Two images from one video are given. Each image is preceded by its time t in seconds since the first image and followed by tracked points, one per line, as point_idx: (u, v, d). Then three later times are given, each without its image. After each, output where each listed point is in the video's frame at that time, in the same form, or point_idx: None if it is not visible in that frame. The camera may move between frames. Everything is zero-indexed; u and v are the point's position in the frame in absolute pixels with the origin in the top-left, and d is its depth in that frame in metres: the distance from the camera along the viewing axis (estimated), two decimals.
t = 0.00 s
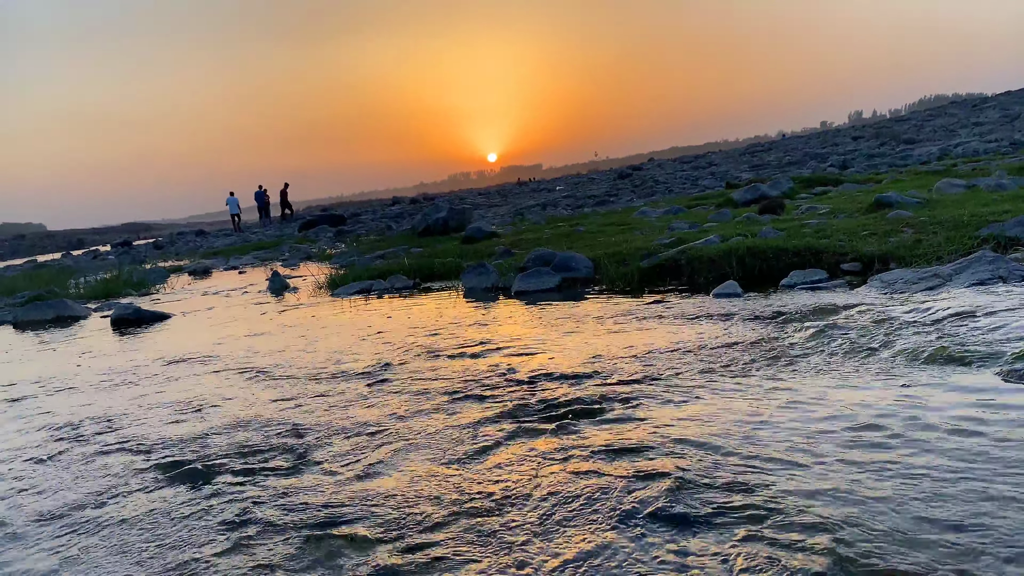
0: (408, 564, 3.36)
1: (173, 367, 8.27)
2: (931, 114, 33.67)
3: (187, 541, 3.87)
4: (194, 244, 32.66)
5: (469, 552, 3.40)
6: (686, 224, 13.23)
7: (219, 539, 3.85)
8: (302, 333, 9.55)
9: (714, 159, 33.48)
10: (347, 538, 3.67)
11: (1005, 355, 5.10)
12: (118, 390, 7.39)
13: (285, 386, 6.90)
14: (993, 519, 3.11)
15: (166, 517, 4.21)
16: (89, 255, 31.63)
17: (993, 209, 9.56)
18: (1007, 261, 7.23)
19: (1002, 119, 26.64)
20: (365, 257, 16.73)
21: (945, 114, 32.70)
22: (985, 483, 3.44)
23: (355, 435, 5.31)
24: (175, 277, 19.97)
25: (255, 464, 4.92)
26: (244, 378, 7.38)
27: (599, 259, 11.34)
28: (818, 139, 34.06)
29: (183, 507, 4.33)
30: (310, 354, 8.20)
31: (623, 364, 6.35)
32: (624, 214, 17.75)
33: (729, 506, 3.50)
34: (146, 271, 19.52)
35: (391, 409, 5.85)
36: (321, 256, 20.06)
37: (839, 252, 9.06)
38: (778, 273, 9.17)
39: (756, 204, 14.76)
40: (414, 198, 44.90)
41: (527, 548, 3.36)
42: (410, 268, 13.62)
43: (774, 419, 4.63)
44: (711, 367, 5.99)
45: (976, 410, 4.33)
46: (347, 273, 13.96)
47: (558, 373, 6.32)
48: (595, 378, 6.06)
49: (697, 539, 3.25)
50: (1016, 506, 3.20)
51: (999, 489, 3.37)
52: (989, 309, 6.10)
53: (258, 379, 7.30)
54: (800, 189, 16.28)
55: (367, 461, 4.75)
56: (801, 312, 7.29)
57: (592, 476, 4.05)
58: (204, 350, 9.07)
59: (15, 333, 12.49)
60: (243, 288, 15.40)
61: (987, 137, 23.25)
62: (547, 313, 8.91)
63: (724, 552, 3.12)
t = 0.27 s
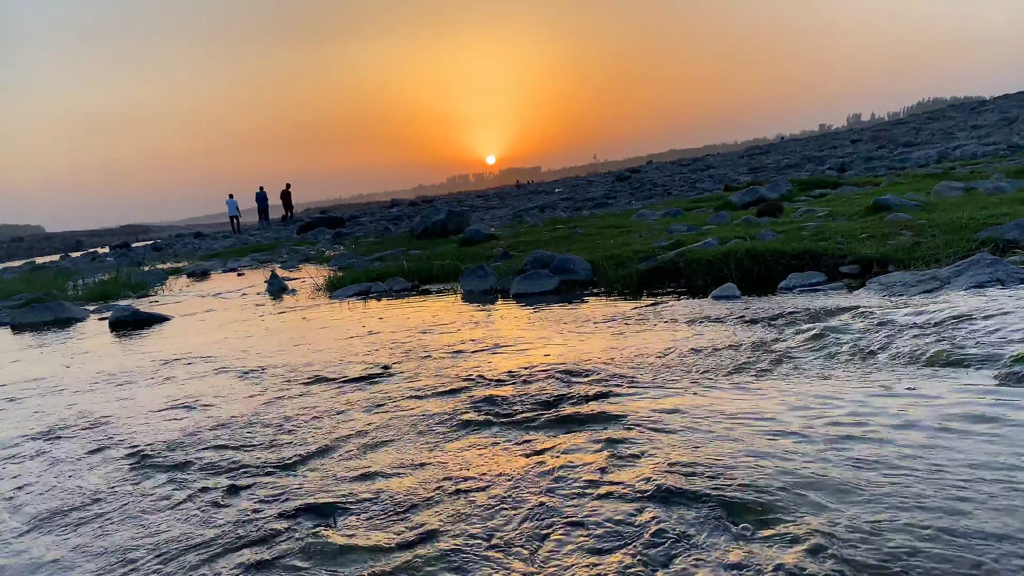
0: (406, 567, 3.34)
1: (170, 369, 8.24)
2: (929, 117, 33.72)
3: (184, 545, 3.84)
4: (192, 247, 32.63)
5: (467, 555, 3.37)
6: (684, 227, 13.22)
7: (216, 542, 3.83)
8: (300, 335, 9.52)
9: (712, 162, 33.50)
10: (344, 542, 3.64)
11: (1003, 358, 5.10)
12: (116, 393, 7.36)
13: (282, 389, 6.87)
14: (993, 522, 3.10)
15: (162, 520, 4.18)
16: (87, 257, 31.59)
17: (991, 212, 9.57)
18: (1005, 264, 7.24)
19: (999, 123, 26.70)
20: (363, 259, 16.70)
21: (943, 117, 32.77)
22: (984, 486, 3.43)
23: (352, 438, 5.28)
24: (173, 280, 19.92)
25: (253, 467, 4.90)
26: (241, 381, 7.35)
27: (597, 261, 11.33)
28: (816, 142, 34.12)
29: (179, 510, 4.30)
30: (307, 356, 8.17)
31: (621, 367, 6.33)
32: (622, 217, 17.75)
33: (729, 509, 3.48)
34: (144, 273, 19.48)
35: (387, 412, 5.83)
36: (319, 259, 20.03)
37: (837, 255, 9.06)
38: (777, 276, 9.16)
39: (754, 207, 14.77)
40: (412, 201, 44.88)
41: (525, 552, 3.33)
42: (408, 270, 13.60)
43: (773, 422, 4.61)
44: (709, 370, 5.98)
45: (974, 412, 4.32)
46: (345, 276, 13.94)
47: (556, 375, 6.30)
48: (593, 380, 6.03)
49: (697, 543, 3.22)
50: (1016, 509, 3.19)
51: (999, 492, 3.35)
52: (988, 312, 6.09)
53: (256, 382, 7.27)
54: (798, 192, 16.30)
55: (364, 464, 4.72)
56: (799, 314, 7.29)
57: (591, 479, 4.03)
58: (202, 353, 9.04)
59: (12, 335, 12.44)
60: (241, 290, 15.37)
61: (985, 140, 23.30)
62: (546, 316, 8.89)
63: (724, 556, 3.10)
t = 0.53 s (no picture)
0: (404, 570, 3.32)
1: (169, 371, 8.22)
2: (927, 121, 33.77)
3: (181, 546, 3.82)
4: (191, 249, 32.61)
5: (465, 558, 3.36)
6: (683, 229, 13.23)
7: (214, 544, 3.81)
8: (299, 337, 9.52)
9: (711, 165, 33.53)
10: (342, 544, 3.63)
11: (1002, 360, 5.10)
12: (115, 394, 7.35)
13: (281, 390, 6.86)
14: (993, 525, 3.09)
15: (160, 522, 4.17)
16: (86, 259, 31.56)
17: (989, 215, 9.59)
18: (1004, 267, 7.25)
19: (998, 127, 26.76)
20: (362, 261, 16.69)
21: (941, 121, 32.84)
22: (984, 489, 3.42)
23: (350, 440, 5.27)
24: (172, 282, 19.89)
25: (251, 469, 4.89)
26: (240, 382, 7.34)
27: (596, 264, 11.33)
28: (815, 145, 34.18)
29: (176, 512, 4.29)
30: (307, 358, 8.16)
31: (620, 370, 6.33)
32: (621, 220, 17.77)
33: (729, 512, 3.48)
34: (143, 275, 19.46)
35: (386, 414, 5.81)
36: (318, 261, 20.02)
37: (836, 258, 9.07)
38: (775, 278, 9.17)
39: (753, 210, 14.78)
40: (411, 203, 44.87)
41: (524, 554, 3.32)
42: (407, 272, 13.60)
43: (773, 424, 4.61)
44: (709, 372, 5.98)
45: (974, 415, 4.32)
46: (344, 278, 13.93)
47: (555, 377, 6.30)
48: (592, 383, 6.03)
49: (697, 546, 3.22)
50: (1015, 512, 3.18)
51: (998, 495, 3.35)
52: (986, 315, 6.10)
53: (254, 383, 7.26)
54: (797, 195, 16.32)
55: (363, 466, 4.72)
56: (798, 317, 7.29)
57: (590, 481, 4.02)
58: (201, 354, 9.03)
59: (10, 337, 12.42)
60: (240, 292, 15.35)
61: (983, 144, 23.34)
62: (545, 318, 8.89)
63: (723, 559, 3.09)
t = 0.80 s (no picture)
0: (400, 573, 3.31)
1: (165, 374, 8.19)
2: (924, 126, 33.85)
3: (176, 551, 3.80)
4: (189, 252, 32.57)
5: (461, 562, 3.34)
6: (681, 233, 13.24)
7: (209, 548, 3.79)
8: (296, 340, 9.48)
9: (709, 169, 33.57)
10: (338, 548, 3.62)
11: (1000, 365, 5.10)
12: (110, 398, 7.31)
13: (278, 394, 6.84)
14: (991, 529, 3.09)
15: (155, 526, 4.14)
16: (83, 262, 31.46)
17: (986, 220, 9.60)
18: (1001, 271, 7.25)
19: (995, 131, 26.83)
20: (360, 265, 16.68)
21: (937, 125, 32.93)
22: (982, 492, 3.42)
23: (346, 443, 5.25)
24: (169, 285, 19.84)
25: (247, 472, 4.86)
26: (236, 386, 7.31)
27: (594, 267, 11.33)
28: (812, 149, 34.24)
29: (172, 515, 4.27)
30: (303, 361, 8.13)
31: (618, 373, 6.32)
32: (619, 223, 17.77)
33: (726, 516, 3.46)
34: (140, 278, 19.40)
35: (383, 417, 5.80)
36: (316, 264, 19.99)
37: (834, 262, 9.07)
38: (773, 282, 9.17)
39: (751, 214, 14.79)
40: (410, 207, 44.87)
41: (521, 558, 3.30)
42: (405, 276, 13.58)
43: (770, 428, 4.60)
44: (706, 376, 5.96)
45: (971, 420, 4.31)
46: (341, 281, 13.91)
47: (552, 381, 6.27)
48: (589, 386, 6.01)
49: (695, 550, 3.20)
50: (1014, 516, 3.18)
51: (997, 498, 3.34)
52: (984, 319, 6.10)
53: (251, 386, 7.23)
54: (794, 199, 16.33)
55: (359, 470, 4.69)
56: (796, 321, 7.29)
57: (587, 484, 4.01)
58: (198, 358, 8.99)
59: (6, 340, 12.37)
60: (237, 296, 15.31)
61: (980, 149, 23.39)
62: (542, 322, 8.88)
63: (721, 562, 3.08)
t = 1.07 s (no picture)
0: None
1: (163, 377, 8.18)
2: (923, 131, 33.93)
3: (172, 554, 3.78)
4: (188, 255, 32.57)
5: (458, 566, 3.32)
6: (679, 238, 13.26)
7: (205, 552, 3.77)
8: (294, 343, 9.48)
9: (708, 174, 33.65)
10: (334, 552, 3.59)
11: (998, 369, 5.11)
12: (109, 400, 7.32)
13: (276, 396, 6.84)
14: (990, 534, 3.08)
15: (151, 529, 4.12)
16: (83, 265, 31.48)
17: (984, 225, 9.62)
18: (999, 277, 7.26)
19: (993, 137, 26.91)
20: (359, 268, 16.67)
21: (935, 131, 33.02)
22: (981, 497, 3.41)
23: (344, 447, 5.24)
24: (167, 288, 19.84)
25: (244, 475, 4.84)
26: (234, 389, 7.30)
27: (593, 272, 11.34)
28: (810, 155, 34.33)
29: (173, 515, 4.29)
30: (301, 364, 8.13)
31: (616, 377, 6.31)
32: (618, 228, 17.79)
33: (724, 520, 3.45)
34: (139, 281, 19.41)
35: (381, 420, 5.78)
36: (314, 268, 19.98)
37: (832, 267, 9.08)
38: (771, 287, 9.18)
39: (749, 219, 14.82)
40: (409, 211, 44.89)
41: (518, 563, 3.29)
42: (403, 279, 13.58)
43: (768, 432, 4.59)
44: (704, 380, 5.97)
45: (971, 424, 4.31)
46: (340, 285, 13.92)
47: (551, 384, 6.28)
48: (588, 390, 6.01)
49: (694, 551, 3.20)
50: (1013, 521, 3.17)
51: (996, 503, 3.34)
52: (982, 324, 6.11)
53: (249, 389, 7.22)
54: (793, 204, 16.37)
55: (356, 473, 4.68)
56: (794, 325, 7.30)
57: (585, 488, 3.99)
58: (196, 360, 9.00)
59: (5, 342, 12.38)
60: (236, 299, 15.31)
61: (978, 154, 23.46)
62: (541, 326, 8.87)
63: (721, 563, 3.09)
